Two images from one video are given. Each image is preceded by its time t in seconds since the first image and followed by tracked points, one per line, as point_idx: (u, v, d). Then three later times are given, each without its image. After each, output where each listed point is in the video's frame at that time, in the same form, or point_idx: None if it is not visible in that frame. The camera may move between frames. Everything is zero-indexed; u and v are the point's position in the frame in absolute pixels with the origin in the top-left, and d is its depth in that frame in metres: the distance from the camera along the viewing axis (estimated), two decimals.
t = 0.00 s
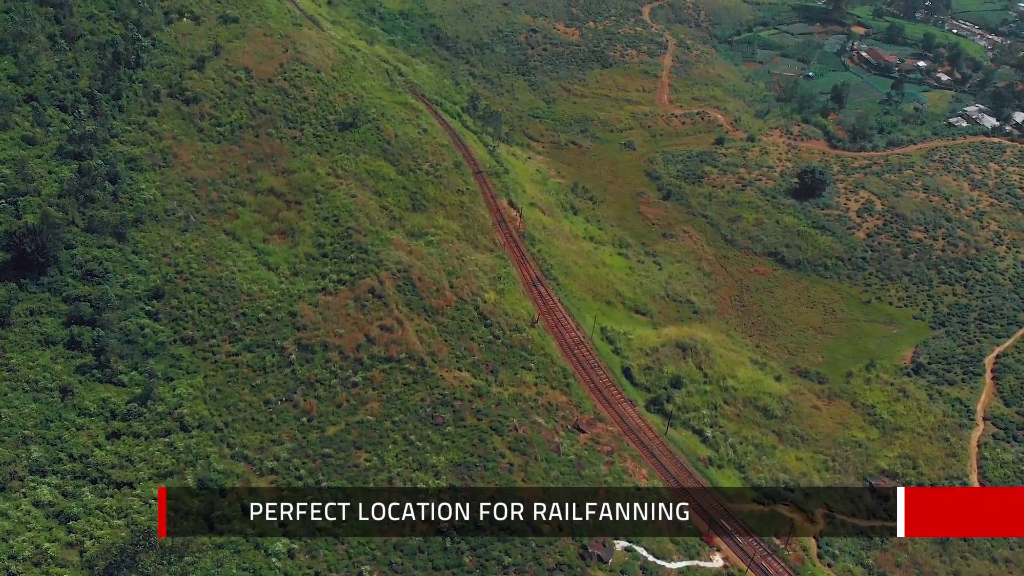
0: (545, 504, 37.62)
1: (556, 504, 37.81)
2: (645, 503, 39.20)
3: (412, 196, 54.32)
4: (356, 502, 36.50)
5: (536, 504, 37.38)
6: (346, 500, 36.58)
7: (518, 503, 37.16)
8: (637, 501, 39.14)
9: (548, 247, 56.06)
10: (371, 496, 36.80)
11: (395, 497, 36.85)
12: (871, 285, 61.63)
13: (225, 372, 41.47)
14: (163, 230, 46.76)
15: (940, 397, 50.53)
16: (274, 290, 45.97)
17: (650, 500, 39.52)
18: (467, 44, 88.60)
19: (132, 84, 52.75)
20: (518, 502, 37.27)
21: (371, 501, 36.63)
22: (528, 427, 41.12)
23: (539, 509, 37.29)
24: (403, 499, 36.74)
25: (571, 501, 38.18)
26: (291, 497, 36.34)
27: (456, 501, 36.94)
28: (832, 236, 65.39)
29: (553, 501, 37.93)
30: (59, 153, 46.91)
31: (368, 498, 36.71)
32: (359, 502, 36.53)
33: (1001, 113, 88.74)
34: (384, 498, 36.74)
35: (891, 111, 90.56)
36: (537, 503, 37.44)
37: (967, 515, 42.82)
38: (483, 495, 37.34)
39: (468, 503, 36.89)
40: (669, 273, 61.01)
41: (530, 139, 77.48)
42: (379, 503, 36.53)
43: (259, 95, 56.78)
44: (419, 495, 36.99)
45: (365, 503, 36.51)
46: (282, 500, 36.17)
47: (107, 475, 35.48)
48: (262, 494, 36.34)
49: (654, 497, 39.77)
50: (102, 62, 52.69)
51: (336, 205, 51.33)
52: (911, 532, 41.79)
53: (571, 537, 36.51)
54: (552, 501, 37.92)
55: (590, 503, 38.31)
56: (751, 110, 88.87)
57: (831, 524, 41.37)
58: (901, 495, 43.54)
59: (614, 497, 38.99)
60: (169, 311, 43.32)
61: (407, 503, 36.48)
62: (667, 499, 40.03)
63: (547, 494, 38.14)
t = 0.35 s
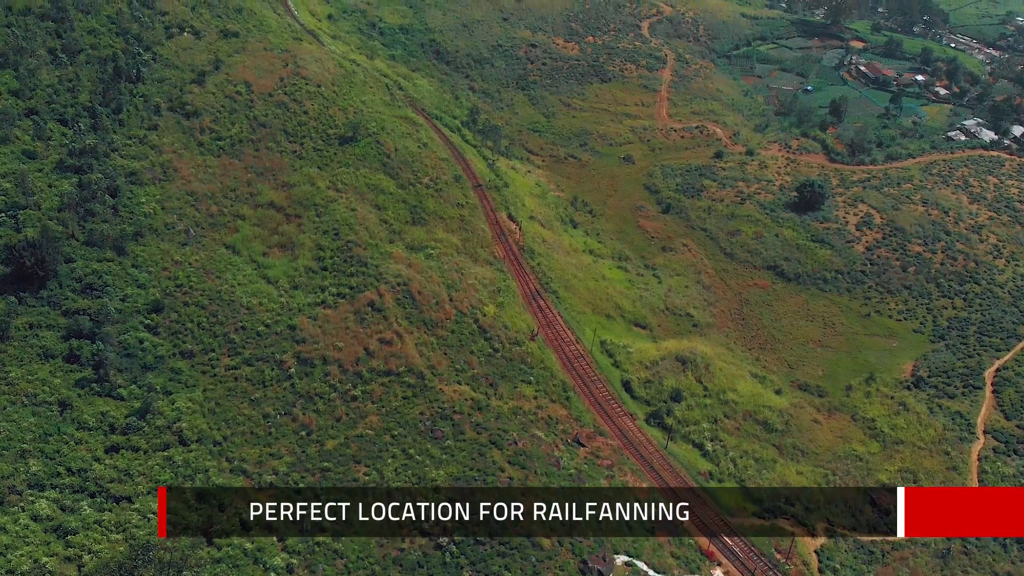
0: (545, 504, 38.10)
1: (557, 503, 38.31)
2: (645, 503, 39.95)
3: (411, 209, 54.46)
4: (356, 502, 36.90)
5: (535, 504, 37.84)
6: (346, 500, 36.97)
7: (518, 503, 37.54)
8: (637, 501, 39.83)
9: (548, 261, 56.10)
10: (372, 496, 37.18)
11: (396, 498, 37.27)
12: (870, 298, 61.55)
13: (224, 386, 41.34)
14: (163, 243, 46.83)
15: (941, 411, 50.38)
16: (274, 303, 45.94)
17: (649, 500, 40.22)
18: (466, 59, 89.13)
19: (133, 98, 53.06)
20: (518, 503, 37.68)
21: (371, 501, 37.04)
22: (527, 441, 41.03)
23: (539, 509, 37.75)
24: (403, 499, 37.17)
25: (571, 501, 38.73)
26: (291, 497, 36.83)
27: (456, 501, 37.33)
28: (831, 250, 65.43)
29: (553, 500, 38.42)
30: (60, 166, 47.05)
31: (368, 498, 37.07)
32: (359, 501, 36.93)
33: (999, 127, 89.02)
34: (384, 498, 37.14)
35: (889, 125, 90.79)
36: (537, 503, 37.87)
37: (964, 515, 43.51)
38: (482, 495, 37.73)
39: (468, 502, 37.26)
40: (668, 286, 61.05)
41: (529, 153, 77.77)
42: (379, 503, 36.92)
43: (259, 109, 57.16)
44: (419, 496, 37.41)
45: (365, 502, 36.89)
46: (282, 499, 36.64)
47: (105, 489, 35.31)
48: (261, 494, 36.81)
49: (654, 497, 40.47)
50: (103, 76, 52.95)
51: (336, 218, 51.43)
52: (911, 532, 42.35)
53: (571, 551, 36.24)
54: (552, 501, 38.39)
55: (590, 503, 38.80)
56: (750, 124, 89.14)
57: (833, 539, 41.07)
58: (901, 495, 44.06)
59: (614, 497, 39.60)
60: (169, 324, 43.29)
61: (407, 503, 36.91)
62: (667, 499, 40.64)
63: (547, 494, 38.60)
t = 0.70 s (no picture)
0: (545, 504, 38.58)
1: (556, 503, 38.83)
2: (645, 503, 40.49)
3: (411, 223, 54.59)
4: (356, 502, 37.34)
5: (536, 504, 38.31)
6: (346, 501, 37.36)
7: (518, 504, 38.04)
8: (638, 501, 40.42)
9: (547, 274, 56.13)
10: (371, 498, 37.58)
11: (396, 498, 37.66)
12: (870, 312, 61.48)
13: (223, 400, 41.25)
14: (163, 257, 46.93)
15: (941, 424, 50.25)
16: (273, 316, 45.90)
17: (650, 500, 40.77)
18: (466, 73, 89.68)
19: (133, 112, 53.39)
20: (518, 503, 38.15)
21: (371, 501, 37.47)
22: (527, 455, 40.91)
23: (540, 508, 38.24)
24: (403, 499, 37.54)
25: (572, 501, 39.10)
26: (291, 497, 37.15)
27: (457, 501, 37.75)
28: (831, 263, 65.46)
29: (553, 501, 38.81)
30: (60, 180, 47.25)
31: (368, 499, 37.51)
32: (359, 502, 37.35)
33: (998, 140, 89.28)
34: (385, 499, 37.54)
35: (888, 139, 91.05)
36: (537, 504, 38.32)
37: (962, 514, 44.24)
38: (482, 496, 38.23)
39: (468, 503, 37.73)
40: (667, 299, 61.07)
41: (528, 167, 78.10)
42: (379, 503, 37.34)
43: (259, 123, 57.49)
44: (419, 496, 37.77)
45: (365, 503, 37.34)
46: (282, 500, 37.00)
47: (103, 503, 35.18)
48: (261, 495, 37.17)
49: (653, 498, 41.00)
50: (103, 91, 53.29)
51: (336, 232, 51.54)
52: (911, 532, 42.94)
53: (571, 565, 36.06)
54: (552, 501, 38.88)
55: (590, 503, 39.33)
56: (749, 138, 89.43)
57: (834, 552, 40.84)
58: (901, 494, 44.93)
59: (613, 497, 40.18)
60: (168, 338, 43.27)
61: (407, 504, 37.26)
62: (667, 499, 41.18)
63: (547, 495, 39.01)
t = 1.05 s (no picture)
0: (545, 504, 39.09)
1: (557, 503, 39.29)
2: (645, 503, 41.21)
3: (411, 236, 54.69)
4: (356, 502, 37.86)
5: (535, 504, 38.85)
6: (346, 501, 37.89)
7: (518, 503, 38.52)
8: (637, 501, 41.14)
9: (547, 287, 56.16)
10: (371, 497, 38.09)
11: (396, 498, 38.08)
12: (869, 325, 61.43)
13: (222, 414, 41.11)
14: (163, 271, 46.98)
15: (941, 438, 50.11)
16: (273, 330, 45.86)
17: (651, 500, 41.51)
18: (466, 87, 90.13)
19: (133, 126, 53.65)
20: (518, 503, 38.64)
21: (371, 501, 37.96)
22: (526, 469, 40.79)
23: (539, 508, 38.74)
24: (403, 500, 37.98)
25: (571, 502, 39.72)
26: (291, 498, 37.65)
27: (457, 501, 38.16)
28: (830, 276, 65.52)
29: (553, 501, 39.38)
30: (60, 194, 47.36)
31: (368, 499, 38.02)
32: (359, 502, 37.86)
33: (996, 154, 89.56)
34: (384, 499, 37.97)
35: (886, 152, 91.37)
36: (537, 504, 38.89)
37: (963, 513, 44.65)
38: (482, 496, 38.69)
39: (468, 503, 38.14)
40: (667, 313, 61.06)
41: (527, 181, 78.35)
42: (379, 503, 37.81)
43: (259, 137, 57.76)
44: (418, 496, 38.21)
45: (365, 503, 37.84)
46: (282, 500, 37.50)
47: (101, 517, 34.93)
48: (261, 495, 37.70)
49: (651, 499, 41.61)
50: (103, 104, 53.54)
51: (335, 245, 51.62)
52: (911, 532, 43.40)
53: None
54: (552, 502, 39.37)
55: (590, 503, 39.91)
56: (747, 152, 89.74)
57: (835, 567, 40.62)
58: (900, 497, 45.45)
59: (613, 498, 40.86)
60: (167, 351, 43.18)
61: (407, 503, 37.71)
62: (665, 499, 41.83)
63: (548, 495, 39.61)
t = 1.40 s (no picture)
0: (545, 504, 39.86)
1: (556, 504, 40.12)
2: (645, 503, 41.87)
3: (411, 250, 54.79)
4: (356, 502, 38.33)
5: (536, 504, 39.61)
6: (346, 501, 38.38)
7: (518, 503, 39.31)
8: (637, 501, 41.90)
9: (546, 301, 56.18)
10: (372, 498, 38.57)
11: (396, 498, 38.65)
12: (869, 338, 61.34)
13: (221, 428, 40.95)
14: (163, 285, 47.01)
15: (942, 452, 49.96)
16: (272, 343, 45.79)
17: (650, 500, 42.16)
18: (466, 102, 90.59)
19: (134, 141, 53.92)
20: (518, 503, 39.44)
21: (371, 501, 38.47)
22: (526, 484, 40.70)
23: (539, 508, 39.50)
24: (403, 500, 38.53)
25: (571, 502, 40.59)
26: (291, 498, 38.14)
27: (457, 501, 38.86)
28: (830, 290, 65.52)
29: (553, 501, 40.24)
30: (60, 208, 47.49)
31: (368, 499, 38.50)
32: (359, 502, 38.37)
33: (995, 167, 89.74)
34: (384, 499, 38.52)
35: (885, 167, 91.60)
36: (537, 503, 39.69)
37: (962, 516, 45.46)
38: (483, 508, 38.82)
39: (468, 503, 38.86)
40: (667, 326, 61.02)
41: (527, 195, 78.59)
42: (379, 503, 38.34)
43: (260, 152, 58.04)
44: (418, 496, 38.82)
45: (364, 503, 38.31)
46: (282, 500, 37.97)
47: (100, 532, 34.73)
48: (262, 495, 38.19)
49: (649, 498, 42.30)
50: (104, 119, 53.85)
51: (335, 259, 51.70)
52: (911, 532, 44.11)
53: None
54: (552, 502, 40.19)
55: (590, 503, 40.77)
56: (746, 166, 89.99)
57: None
58: (900, 498, 46.31)
59: (613, 498, 41.61)
60: (166, 365, 43.06)
61: (407, 503, 38.27)
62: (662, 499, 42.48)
63: (547, 495, 40.43)
